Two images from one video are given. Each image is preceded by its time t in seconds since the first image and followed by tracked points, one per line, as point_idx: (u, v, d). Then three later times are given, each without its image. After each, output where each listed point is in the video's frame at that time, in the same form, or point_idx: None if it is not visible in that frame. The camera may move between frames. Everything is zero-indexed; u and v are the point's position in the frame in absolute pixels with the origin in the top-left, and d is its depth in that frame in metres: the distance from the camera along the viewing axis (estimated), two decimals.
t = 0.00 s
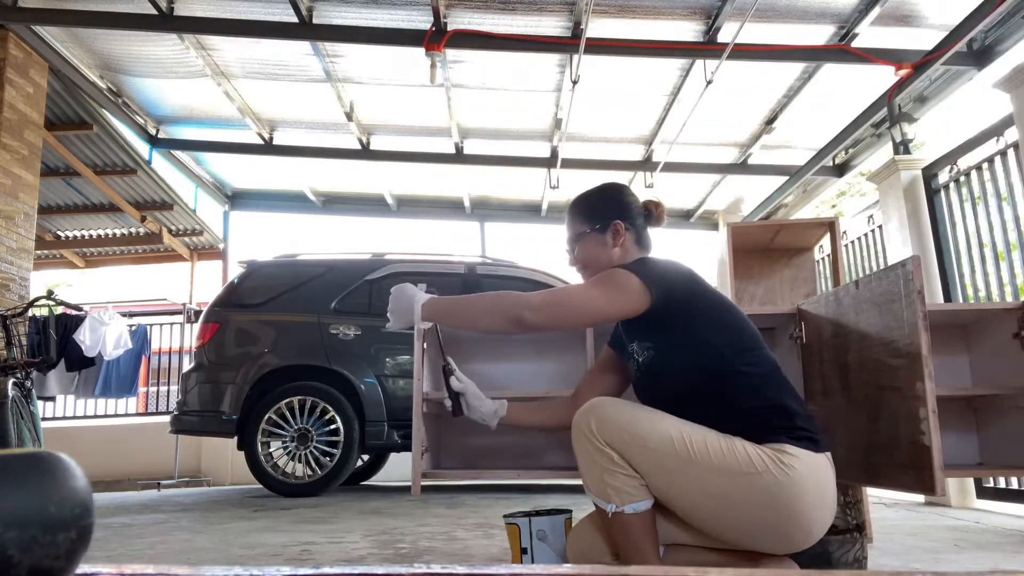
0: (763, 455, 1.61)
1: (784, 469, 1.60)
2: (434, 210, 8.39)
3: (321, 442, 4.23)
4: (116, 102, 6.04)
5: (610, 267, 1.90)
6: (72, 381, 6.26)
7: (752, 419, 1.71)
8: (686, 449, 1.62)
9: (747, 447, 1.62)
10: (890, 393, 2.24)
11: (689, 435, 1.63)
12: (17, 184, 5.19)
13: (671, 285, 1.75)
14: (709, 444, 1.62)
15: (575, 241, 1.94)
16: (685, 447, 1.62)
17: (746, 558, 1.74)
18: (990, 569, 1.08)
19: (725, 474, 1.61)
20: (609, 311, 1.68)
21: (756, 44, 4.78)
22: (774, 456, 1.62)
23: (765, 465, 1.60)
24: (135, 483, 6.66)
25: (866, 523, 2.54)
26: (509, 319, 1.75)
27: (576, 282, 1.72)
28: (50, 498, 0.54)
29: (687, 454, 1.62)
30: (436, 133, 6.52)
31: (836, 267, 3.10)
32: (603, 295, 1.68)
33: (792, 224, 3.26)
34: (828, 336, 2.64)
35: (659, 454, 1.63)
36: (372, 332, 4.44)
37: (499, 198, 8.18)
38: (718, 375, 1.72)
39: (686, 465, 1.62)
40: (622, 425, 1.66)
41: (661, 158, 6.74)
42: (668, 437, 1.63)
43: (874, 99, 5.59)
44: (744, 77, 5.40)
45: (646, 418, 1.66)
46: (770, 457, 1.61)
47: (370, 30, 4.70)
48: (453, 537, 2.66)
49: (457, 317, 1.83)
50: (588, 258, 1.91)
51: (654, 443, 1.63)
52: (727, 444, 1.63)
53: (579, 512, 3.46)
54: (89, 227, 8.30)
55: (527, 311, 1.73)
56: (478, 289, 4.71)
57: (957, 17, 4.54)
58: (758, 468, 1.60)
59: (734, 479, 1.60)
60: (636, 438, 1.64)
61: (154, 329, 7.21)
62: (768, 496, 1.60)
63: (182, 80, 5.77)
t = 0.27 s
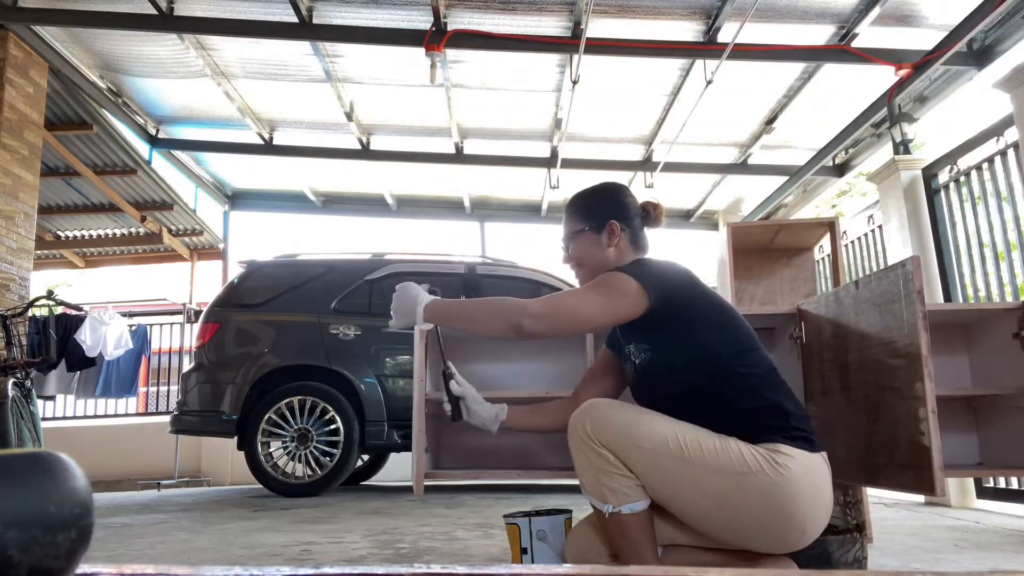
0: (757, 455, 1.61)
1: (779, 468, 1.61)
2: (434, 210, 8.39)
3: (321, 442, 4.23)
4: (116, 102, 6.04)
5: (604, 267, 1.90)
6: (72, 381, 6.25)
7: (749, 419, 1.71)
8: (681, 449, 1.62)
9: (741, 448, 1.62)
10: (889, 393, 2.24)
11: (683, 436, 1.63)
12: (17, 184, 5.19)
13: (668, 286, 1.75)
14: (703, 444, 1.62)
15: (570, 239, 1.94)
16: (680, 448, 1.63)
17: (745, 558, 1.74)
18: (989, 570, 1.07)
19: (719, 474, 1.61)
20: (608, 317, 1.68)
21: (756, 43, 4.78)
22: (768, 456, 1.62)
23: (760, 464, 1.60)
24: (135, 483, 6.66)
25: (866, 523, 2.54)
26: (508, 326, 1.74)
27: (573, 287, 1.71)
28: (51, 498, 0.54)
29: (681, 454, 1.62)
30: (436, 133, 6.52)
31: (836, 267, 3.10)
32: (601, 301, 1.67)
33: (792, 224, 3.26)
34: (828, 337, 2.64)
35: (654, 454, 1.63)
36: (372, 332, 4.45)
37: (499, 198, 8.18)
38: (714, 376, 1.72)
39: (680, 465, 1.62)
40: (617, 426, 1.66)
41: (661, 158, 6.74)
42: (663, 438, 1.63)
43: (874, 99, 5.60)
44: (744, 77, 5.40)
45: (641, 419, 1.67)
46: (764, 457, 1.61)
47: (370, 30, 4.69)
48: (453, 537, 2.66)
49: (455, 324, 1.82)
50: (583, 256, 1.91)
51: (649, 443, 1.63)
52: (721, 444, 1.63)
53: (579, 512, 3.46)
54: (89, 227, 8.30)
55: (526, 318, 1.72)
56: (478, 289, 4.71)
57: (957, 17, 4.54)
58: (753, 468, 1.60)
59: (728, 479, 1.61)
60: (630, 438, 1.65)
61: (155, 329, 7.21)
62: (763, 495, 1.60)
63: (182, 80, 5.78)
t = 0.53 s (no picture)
0: (759, 454, 1.61)
1: (781, 467, 1.60)
2: (434, 210, 8.38)
3: (321, 442, 4.23)
4: (116, 102, 6.05)
5: (603, 267, 1.90)
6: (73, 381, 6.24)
7: (750, 418, 1.71)
8: (682, 448, 1.62)
9: (743, 447, 1.62)
10: (889, 393, 2.24)
11: (685, 436, 1.63)
12: (17, 184, 5.19)
13: (669, 286, 1.75)
14: (705, 444, 1.62)
15: (569, 240, 1.94)
16: (682, 447, 1.63)
17: (745, 559, 1.74)
18: (989, 570, 1.07)
19: (722, 473, 1.61)
20: (610, 316, 1.68)
21: (756, 44, 4.78)
22: (770, 455, 1.62)
23: (762, 463, 1.60)
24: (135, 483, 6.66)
25: (866, 523, 2.54)
26: (510, 326, 1.74)
27: (574, 286, 1.72)
28: (51, 499, 0.54)
29: (684, 453, 1.62)
30: (436, 133, 6.52)
31: (836, 267, 3.10)
32: (603, 300, 1.67)
33: (792, 224, 3.26)
34: (828, 337, 2.64)
35: (655, 454, 1.63)
36: (372, 332, 4.45)
37: (499, 197, 8.18)
38: (714, 376, 1.72)
39: (682, 464, 1.62)
40: (619, 425, 1.66)
41: (661, 158, 6.74)
42: (665, 437, 1.63)
43: (874, 99, 5.60)
44: (744, 77, 5.40)
45: (642, 418, 1.67)
46: (766, 456, 1.61)
47: (370, 30, 4.69)
48: (453, 537, 2.66)
49: (456, 323, 1.82)
50: (582, 257, 1.91)
51: (651, 442, 1.63)
52: (724, 443, 1.63)
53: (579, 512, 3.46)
54: (89, 227, 8.29)
55: (528, 318, 1.72)
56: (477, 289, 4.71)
57: (957, 17, 4.54)
58: (755, 467, 1.60)
59: (730, 478, 1.61)
60: (631, 437, 1.65)
61: (155, 329, 7.21)
62: (765, 495, 1.60)
63: (182, 80, 5.78)
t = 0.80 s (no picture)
0: (764, 455, 1.61)
1: (786, 467, 1.60)
2: (434, 210, 8.38)
3: (321, 442, 4.23)
4: (116, 102, 6.05)
5: (604, 267, 1.90)
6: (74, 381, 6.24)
7: (753, 417, 1.71)
8: (687, 448, 1.62)
9: (748, 447, 1.62)
10: (890, 393, 2.24)
11: (690, 436, 1.63)
12: (17, 185, 5.19)
13: (671, 285, 1.74)
14: (710, 444, 1.62)
15: (570, 241, 1.94)
16: (686, 447, 1.62)
17: (746, 559, 1.74)
18: (989, 570, 1.07)
19: (726, 474, 1.61)
20: (612, 314, 1.68)
21: (756, 44, 4.78)
22: (775, 455, 1.61)
23: (767, 463, 1.60)
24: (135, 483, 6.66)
25: (866, 523, 2.54)
26: (513, 324, 1.75)
27: (577, 285, 1.72)
28: (51, 499, 0.54)
29: (689, 454, 1.62)
30: (436, 133, 6.51)
31: (836, 267, 3.10)
32: (607, 299, 1.67)
33: (792, 224, 3.26)
34: (828, 337, 2.64)
35: (659, 454, 1.63)
36: (371, 332, 4.45)
37: (499, 197, 8.18)
38: (717, 375, 1.72)
39: (686, 464, 1.62)
40: (623, 425, 1.66)
41: (661, 158, 6.74)
42: (669, 437, 1.63)
43: (874, 99, 5.60)
44: (744, 77, 5.40)
45: (647, 418, 1.66)
46: (770, 456, 1.61)
47: (369, 30, 4.69)
48: (453, 537, 2.66)
49: (460, 323, 1.83)
50: (583, 258, 1.91)
51: (655, 442, 1.63)
52: (728, 443, 1.63)
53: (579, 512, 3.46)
54: (89, 227, 8.29)
55: (531, 316, 1.73)
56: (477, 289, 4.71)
57: (957, 17, 4.54)
58: (760, 466, 1.60)
59: (735, 479, 1.60)
60: (635, 437, 1.65)
61: (155, 329, 7.21)
62: (769, 495, 1.60)
63: (182, 80, 5.77)
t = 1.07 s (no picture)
0: (764, 455, 1.61)
1: (786, 467, 1.60)
2: (434, 210, 8.38)
3: (321, 442, 4.23)
4: (116, 102, 6.05)
5: (606, 267, 1.90)
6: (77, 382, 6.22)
7: (754, 416, 1.71)
8: (688, 449, 1.62)
9: (748, 447, 1.62)
10: (890, 392, 2.23)
11: (690, 436, 1.63)
12: (17, 185, 5.19)
13: (676, 283, 1.75)
14: (710, 444, 1.62)
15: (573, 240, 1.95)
16: (686, 447, 1.62)
17: (746, 559, 1.74)
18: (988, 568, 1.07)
19: (726, 474, 1.61)
20: (616, 309, 1.67)
21: (756, 44, 4.78)
22: (775, 456, 1.62)
23: (767, 464, 1.60)
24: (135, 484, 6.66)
25: (866, 523, 2.55)
26: (517, 320, 1.74)
27: (581, 281, 1.71)
28: (51, 499, 0.54)
29: (689, 454, 1.62)
30: (436, 133, 6.52)
31: (836, 267, 3.10)
32: (611, 296, 1.67)
33: (792, 224, 3.26)
34: (828, 337, 2.64)
35: (660, 455, 1.63)
36: (371, 332, 4.45)
37: (499, 197, 8.18)
38: (719, 374, 1.72)
39: (687, 465, 1.62)
40: (624, 425, 1.66)
41: (661, 158, 6.74)
42: (670, 438, 1.63)
43: (874, 99, 5.60)
44: (744, 77, 5.40)
45: (648, 418, 1.66)
46: (771, 457, 1.61)
47: (369, 30, 4.68)
48: (453, 537, 2.66)
49: (464, 320, 1.82)
50: (585, 257, 1.92)
51: (655, 443, 1.63)
52: (729, 443, 1.63)
53: (579, 512, 3.46)
54: (89, 227, 8.29)
55: (535, 312, 1.72)
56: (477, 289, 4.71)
57: (957, 17, 4.54)
58: (760, 467, 1.60)
59: (735, 479, 1.60)
60: (636, 438, 1.64)
61: (155, 329, 7.21)
62: (769, 495, 1.60)
63: (182, 80, 5.78)
